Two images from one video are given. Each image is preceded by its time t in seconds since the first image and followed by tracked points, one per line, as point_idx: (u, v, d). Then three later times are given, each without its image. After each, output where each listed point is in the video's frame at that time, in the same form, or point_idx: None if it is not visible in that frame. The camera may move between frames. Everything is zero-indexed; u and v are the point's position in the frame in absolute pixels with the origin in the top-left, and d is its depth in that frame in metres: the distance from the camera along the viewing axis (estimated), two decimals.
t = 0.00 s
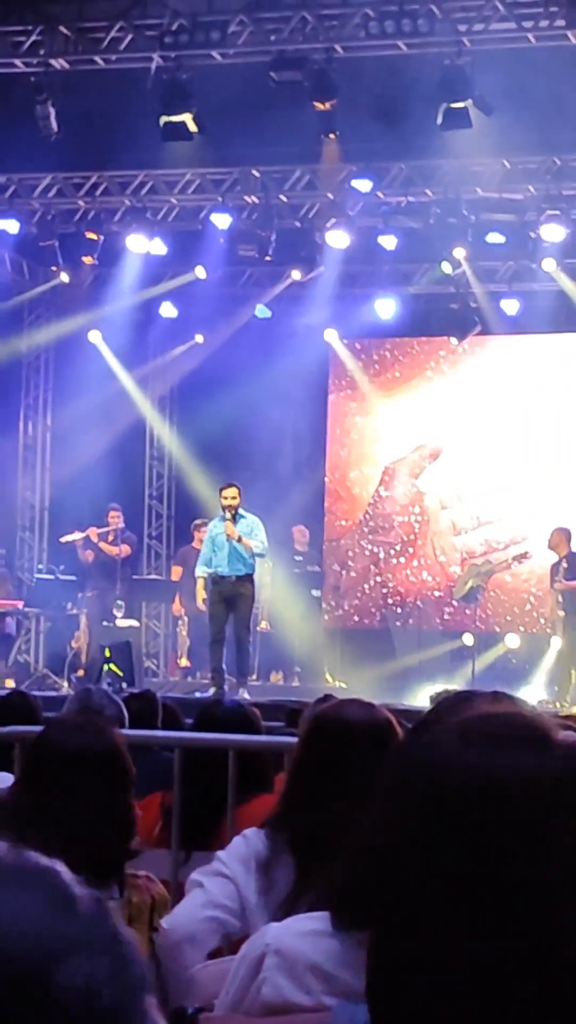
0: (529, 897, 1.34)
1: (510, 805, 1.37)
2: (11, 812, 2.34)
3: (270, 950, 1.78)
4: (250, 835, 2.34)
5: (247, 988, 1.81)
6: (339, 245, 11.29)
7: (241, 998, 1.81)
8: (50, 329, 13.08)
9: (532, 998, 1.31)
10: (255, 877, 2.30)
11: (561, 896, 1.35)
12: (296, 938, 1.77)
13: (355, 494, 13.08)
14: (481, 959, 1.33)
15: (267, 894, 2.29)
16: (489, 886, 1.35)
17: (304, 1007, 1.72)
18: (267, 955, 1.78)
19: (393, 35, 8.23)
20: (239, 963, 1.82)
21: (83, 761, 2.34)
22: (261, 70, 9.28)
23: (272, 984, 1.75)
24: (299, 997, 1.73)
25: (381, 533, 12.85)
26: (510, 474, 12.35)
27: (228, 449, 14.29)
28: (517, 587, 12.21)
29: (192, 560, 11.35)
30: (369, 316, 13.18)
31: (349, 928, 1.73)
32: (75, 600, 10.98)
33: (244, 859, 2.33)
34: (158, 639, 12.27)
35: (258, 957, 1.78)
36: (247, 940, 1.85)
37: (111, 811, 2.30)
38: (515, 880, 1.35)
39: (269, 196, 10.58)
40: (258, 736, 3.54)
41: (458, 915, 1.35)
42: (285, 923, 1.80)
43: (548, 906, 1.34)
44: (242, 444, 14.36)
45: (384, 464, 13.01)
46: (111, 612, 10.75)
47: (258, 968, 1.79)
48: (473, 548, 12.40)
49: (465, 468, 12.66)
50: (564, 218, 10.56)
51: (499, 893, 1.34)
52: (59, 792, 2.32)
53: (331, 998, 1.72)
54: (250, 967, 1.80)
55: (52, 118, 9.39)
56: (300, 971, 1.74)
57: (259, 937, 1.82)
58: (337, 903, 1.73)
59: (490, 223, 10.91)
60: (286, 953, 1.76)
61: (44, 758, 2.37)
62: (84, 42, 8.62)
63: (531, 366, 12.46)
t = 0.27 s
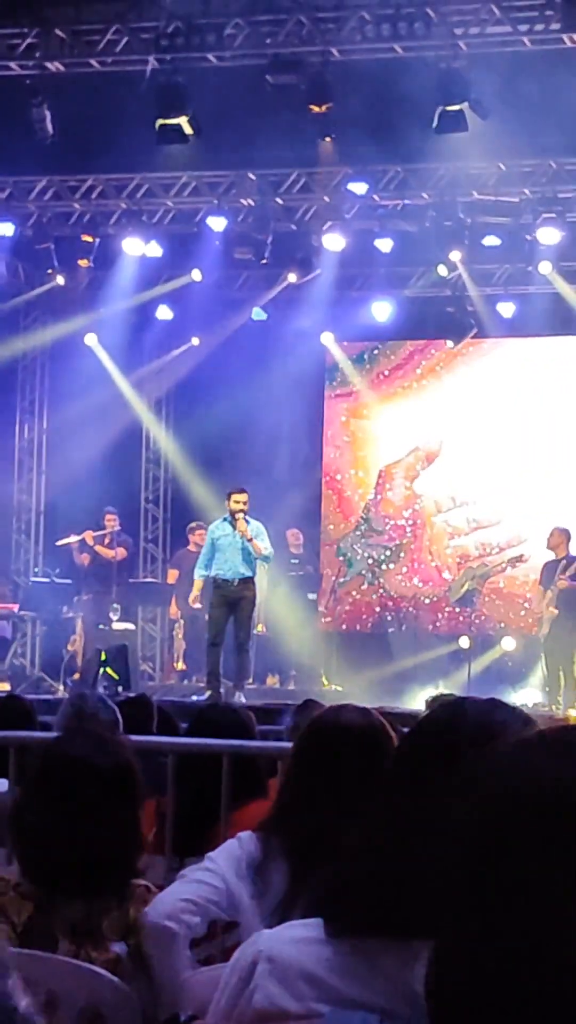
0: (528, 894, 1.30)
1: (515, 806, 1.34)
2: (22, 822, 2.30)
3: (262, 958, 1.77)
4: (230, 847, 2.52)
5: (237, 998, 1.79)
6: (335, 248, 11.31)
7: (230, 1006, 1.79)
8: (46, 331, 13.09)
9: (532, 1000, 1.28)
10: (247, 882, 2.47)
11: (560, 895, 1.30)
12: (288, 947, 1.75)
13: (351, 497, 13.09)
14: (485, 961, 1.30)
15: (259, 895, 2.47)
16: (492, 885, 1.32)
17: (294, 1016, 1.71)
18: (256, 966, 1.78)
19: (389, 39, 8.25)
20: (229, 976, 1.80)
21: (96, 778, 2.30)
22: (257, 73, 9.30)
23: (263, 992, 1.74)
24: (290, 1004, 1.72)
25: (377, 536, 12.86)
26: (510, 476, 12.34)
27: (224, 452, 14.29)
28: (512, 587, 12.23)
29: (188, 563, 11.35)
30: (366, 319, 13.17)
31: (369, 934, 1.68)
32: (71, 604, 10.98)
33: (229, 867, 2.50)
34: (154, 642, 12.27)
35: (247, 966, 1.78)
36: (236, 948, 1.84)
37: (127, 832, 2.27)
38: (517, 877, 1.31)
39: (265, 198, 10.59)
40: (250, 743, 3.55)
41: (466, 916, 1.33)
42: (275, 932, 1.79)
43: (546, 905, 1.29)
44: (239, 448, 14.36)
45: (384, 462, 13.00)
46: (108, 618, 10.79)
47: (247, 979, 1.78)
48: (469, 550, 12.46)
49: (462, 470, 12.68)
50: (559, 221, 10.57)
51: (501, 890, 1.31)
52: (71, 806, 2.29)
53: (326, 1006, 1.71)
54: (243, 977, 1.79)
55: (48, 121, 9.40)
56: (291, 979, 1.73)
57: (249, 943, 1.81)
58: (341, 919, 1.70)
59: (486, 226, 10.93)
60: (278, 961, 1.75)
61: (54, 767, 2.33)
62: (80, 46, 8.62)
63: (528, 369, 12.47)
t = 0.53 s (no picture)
0: (529, 890, 1.20)
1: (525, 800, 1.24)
2: (26, 823, 2.39)
3: (263, 965, 1.73)
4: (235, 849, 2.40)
5: (239, 1004, 1.75)
6: (337, 251, 11.30)
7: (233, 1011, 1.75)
8: (47, 335, 13.10)
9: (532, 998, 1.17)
10: (244, 891, 2.33)
11: (563, 894, 1.19)
12: (292, 953, 1.72)
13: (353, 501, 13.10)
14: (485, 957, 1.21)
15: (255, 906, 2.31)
16: (494, 882, 1.23)
17: None
18: (260, 971, 1.74)
19: (392, 42, 8.24)
20: (231, 983, 1.76)
21: (94, 774, 2.39)
22: (260, 76, 9.29)
23: (265, 998, 1.70)
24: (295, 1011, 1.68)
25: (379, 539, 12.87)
26: (511, 476, 12.33)
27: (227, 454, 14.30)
28: (513, 588, 12.23)
29: (190, 566, 11.36)
30: (368, 322, 13.18)
31: (380, 941, 1.68)
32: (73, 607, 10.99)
33: (232, 872, 2.37)
34: (156, 645, 12.29)
35: (250, 971, 1.74)
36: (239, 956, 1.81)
37: (126, 827, 2.35)
38: (520, 872, 1.21)
39: (268, 202, 10.59)
40: (251, 746, 3.56)
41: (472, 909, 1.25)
42: (278, 940, 1.76)
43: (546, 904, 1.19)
44: (241, 450, 14.37)
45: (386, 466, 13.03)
46: (110, 619, 10.88)
47: (250, 984, 1.74)
48: (470, 552, 12.45)
49: (465, 474, 12.68)
50: (561, 224, 10.57)
51: (505, 885, 1.22)
52: (71, 806, 2.38)
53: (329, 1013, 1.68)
54: (244, 982, 1.75)
55: (50, 124, 9.40)
56: (294, 986, 1.70)
57: (252, 952, 1.77)
58: (344, 925, 1.69)
59: (489, 229, 10.93)
60: (280, 966, 1.72)
61: (52, 770, 2.43)
62: (82, 49, 8.62)
63: (529, 371, 12.46)
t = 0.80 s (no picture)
0: (532, 889, 1.28)
1: (522, 811, 1.32)
2: (20, 825, 2.29)
3: (270, 967, 1.68)
4: (238, 855, 2.39)
5: (245, 1007, 1.69)
6: (341, 253, 11.30)
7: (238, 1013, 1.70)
8: (51, 337, 13.10)
9: (533, 997, 1.24)
10: (246, 893, 2.32)
11: (564, 894, 1.28)
12: (299, 956, 1.67)
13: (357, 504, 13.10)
14: (484, 958, 1.26)
15: (257, 908, 2.30)
16: (495, 884, 1.29)
17: None
18: (266, 973, 1.68)
19: (396, 46, 8.25)
20: (236, 985, 1.71)
21: (86, 768, 2.32)
22: (264, 78, 9.30)
23: (272, 1001, 1.65)
24: (301, 1014, 1.63)
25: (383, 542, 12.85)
26: (513, 477, 12.36)
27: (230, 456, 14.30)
28: (515, 590, 12.22)
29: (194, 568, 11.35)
30: (371, 324, 13.19)
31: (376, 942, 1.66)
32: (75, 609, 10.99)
33: (235, 876, 2.37)
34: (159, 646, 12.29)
35: (255, 975, 1.68)
36: (247, 955, 1.74)
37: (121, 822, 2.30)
38: (523, 874, 1.29)
39: (271, 204, 10.59)
40: (254, 746, 3.54)
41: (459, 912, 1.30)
42: (282, 942, 1.71)
43: (547, 903, 1.27)
44: (244, 451, 14.37)
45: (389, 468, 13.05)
46: (113, 622, 10.93)
47: (255, 989, 1.68)
48: (473, 556, 12.46)
49: (468, 477, 12.69)
50: (565, 226, 10.57)
51: (507, 886, 1.29)
52: (67, 802, 2.29)
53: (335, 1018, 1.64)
54: (248, 987, 1.69)
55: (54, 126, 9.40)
56: (300, 987, 1.65)
57: (257, 953, 1.72)
58: (344, 926, 1.68)
59: (493, 231, 10.94)
60: (288, 970, 1.66)
61: (38, 765, 2.34)
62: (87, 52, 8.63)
63: (531, 372, 12.47)
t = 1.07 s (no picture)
0: (530, 902, 1.36)
1: (517, 826, 1.40)
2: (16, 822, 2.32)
3: (274, 970, 1.68)
4: (238, 863, 2.35)
5: (252, 1008, 1.70)
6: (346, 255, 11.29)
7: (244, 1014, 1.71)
8: (55, 339, 13.09)
9: (535, 997, 1.33)
10: (248, 899, 2.28)
11: (561, 898, 1.37)
12: (301, 960, 1.67)
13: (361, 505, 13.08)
14: (487, 959, 1.34)
15: (258, 912, 2.25)
16: (484, 891, 1.37)
17: None
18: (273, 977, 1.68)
19: (401, 47, 8.24)
20: (243, 986, 1.72)
21: (85, 771, 2.36)
22: (269, 80, 9.29)
23: (276, 1005, 1.65)
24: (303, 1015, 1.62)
25: (387, 544, 12.85)
26: (513, 477, 12.36)
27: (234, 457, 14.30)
28: (519, 593, 12.19)
29: (199, 570, 11.33)
30: (375, 327, 13.21)
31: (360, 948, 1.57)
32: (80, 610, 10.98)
33: (235, 885, 2.32)
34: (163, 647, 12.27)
35: (261, 978, 1.69)
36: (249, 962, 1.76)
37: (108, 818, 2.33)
38: (522, 874, 1.37)
39: (277, 206, 10.58)
40: (261, 750, 3.55)
41: (457, 911, 1.36)
42: (286, 948, 1.71)
43: (550, 906, 1.37)
44: (249, 452, 14.39)
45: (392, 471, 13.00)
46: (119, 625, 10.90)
47: (260, 991, 1.69)
48: (476, 557, 12.44)
49: (472, 479, 12.68)
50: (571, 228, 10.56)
51: (511, 895, 1.36)
52: (62, 800, 2.34)
53: None
54: (253, 990, 1.70)
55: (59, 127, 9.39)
56: (304, 990, 1.64)
57: (261, 957, 1.74)
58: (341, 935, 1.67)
59: (498, 233, 10.93)
60: (290, 974, 1.66)
61: (40, 763, 2.38)
62: (93, 53, 8.63)
63: (536, 374, 12.47)
